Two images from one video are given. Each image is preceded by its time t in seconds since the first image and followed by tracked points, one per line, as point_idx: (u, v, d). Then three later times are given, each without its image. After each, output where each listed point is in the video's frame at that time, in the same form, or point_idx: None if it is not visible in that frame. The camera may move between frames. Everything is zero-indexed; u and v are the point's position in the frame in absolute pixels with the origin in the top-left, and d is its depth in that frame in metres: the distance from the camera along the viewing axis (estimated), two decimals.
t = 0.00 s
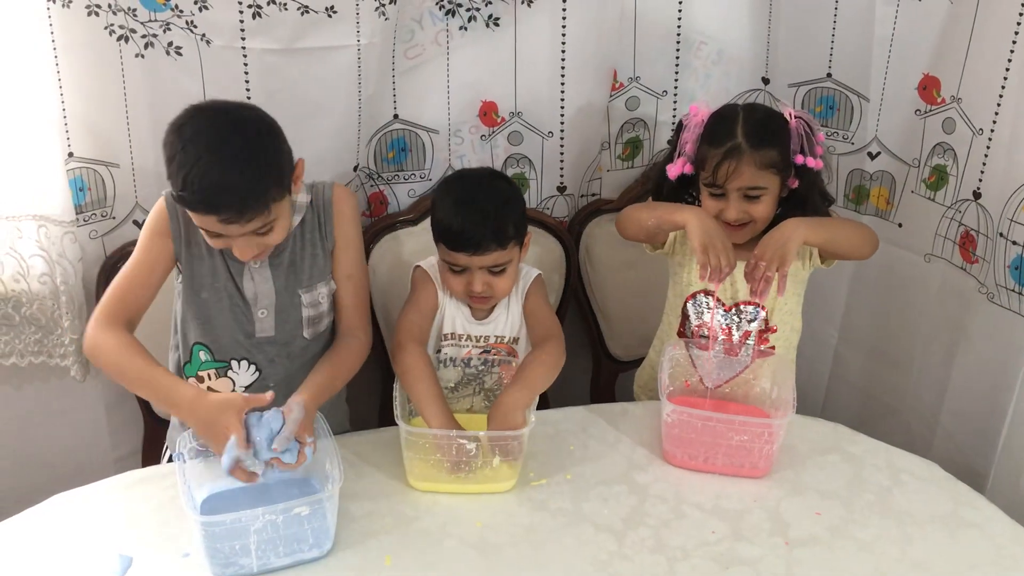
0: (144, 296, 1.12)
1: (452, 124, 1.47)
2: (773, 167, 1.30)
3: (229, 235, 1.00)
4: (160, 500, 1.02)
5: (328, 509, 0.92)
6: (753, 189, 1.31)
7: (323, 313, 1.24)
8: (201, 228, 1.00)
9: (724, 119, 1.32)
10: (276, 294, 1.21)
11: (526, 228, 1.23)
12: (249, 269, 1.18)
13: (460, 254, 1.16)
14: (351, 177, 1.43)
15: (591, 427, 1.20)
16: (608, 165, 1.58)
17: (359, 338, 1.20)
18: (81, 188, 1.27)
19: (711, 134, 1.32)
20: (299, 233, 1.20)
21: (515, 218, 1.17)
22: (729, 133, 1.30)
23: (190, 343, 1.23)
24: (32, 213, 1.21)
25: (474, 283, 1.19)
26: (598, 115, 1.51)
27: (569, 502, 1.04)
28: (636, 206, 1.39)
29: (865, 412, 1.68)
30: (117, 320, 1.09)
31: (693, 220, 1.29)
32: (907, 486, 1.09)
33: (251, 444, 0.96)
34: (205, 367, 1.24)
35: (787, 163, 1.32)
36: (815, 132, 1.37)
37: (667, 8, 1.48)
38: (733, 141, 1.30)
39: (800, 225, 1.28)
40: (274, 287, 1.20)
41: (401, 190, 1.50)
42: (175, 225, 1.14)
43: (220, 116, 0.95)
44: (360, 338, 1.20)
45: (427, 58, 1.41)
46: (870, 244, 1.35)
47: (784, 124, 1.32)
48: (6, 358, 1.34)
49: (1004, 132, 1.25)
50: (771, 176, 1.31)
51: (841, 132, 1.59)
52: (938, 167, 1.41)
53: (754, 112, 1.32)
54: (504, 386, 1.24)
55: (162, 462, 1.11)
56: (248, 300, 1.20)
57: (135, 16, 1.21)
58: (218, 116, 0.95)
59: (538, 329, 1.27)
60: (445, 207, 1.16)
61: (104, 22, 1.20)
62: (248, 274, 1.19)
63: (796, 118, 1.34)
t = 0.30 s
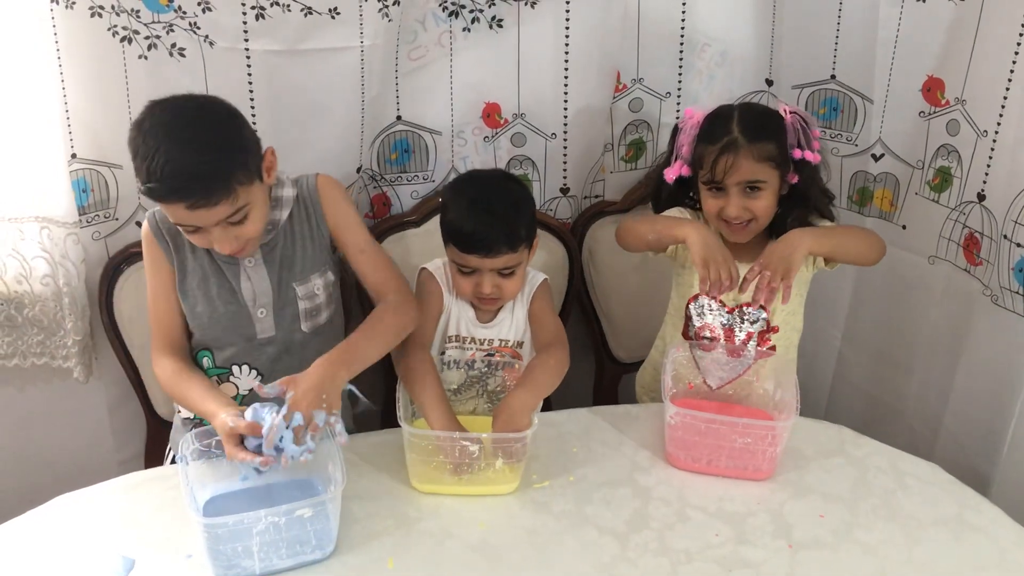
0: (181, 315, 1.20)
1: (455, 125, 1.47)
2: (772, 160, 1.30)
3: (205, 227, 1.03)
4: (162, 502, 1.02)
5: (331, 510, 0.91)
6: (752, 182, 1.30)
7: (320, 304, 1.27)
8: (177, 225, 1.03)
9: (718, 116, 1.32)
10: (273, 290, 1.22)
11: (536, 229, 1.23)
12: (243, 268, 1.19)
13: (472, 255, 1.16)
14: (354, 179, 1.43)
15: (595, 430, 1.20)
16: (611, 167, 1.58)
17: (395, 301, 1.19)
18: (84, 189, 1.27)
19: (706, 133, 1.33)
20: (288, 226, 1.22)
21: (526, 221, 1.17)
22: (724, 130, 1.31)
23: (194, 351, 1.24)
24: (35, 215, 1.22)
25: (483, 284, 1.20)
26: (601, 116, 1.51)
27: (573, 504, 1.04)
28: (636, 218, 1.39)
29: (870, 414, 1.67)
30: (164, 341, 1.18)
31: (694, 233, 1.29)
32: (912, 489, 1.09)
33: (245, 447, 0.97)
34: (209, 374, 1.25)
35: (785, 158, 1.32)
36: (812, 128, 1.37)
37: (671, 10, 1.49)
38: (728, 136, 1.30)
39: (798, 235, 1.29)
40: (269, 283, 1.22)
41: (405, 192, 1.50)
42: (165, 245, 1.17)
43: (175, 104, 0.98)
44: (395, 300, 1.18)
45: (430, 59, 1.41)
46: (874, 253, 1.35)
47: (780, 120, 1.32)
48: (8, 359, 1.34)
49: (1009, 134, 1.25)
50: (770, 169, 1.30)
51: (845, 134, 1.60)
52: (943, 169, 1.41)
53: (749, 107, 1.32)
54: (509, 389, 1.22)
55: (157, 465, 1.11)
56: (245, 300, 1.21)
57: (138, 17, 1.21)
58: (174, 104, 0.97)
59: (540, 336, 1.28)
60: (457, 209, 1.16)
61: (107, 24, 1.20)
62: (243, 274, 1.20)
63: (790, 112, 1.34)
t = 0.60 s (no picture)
0: (174, 314, 1.21)
1: (455, 129, 1.47)
2: (765, 153, 1.30)
3: (189, 218, 1.03)
4: (164, 507, 1.01)
5: (332, 515, 0.91)
6: (748, 176, 1.29)
7: (315, 305, 1.26)
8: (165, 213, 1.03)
9: (706, 118, 1.33)
10: (267, 289, 1.22)
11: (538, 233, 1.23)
12: (238, 266, 1.19)
13: (475, 259, 1.16)
14: (355, 183, 1.43)
15: (596, 433, 1.20)
16: (612, 170, 1.58)
17: (385, 317, 1.20)
18: (84, 194, 1.27)
19: (697, 134, 1.33)
20: (284, 225, 1.21)
21: (529, 225, 1.17)
22: (713, 129, 1.31)
23: (189, 352, 1.24)
24: (36, 221, 1.22)
25: (485, 288, 1.19)
26: (602, 119, 1.51)
27: (574, 508, 1.04)
28: (640, 229, 1.38)
29: (872, 417, 1.67)
30: (157, 339, 1.19)
31: (702, 254, 1.27)
32: (914, 493, 1.08)
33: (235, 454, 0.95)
34: (206, 375, 1.25)
35: (777, 149, 1.31)
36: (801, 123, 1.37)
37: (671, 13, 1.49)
38: (717, 133, 1.30)
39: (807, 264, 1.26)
40: (263, 283, 1.21)
41: (405, 196, 1.50)
42: (163, 244, 1.18)
43: (166, 94, 0.98)
44: (382, 317, 1.20)
45: (431, 63, 1.41)
46: (885, 284, 1.33)
47: (767, 115, 1.32)
48: (9, 365, 1.34)
49: (1010, 136, 1.25)
50: (764, 161, 1.30)
51: (845, 137, 1.60)
52: (944, 171, 1.41)
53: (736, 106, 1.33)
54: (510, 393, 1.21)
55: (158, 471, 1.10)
56: (239, 297, 1.21)
57: (138, 22, 1.21)
58: (165, 94, 0.98)
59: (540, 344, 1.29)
60: (460, 212, 1.16)
61: (107, 29, 1.20)
62: (237, 272, 1.20)
63: (778, 110, 1.35)
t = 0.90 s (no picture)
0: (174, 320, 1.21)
1: (457, 134, 1.47)
2: (757, 159, 1.30)
3: (178, 214, 1.03)
4: (168, 512, 1.01)
5: (335, 521, 0.91)
6: (743, 184, 1.29)
7: (321, 309, 1.26)
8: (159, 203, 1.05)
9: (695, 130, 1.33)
10: (271, 292, 1.22)
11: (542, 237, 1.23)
12: (243, 268, 1.19)
13: (480, 263, 1.16)
14: (357, 188, 1.43)
15: (598, 437, 1.20)
16: (613, 174, 1.59)
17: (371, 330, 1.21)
18: (86, 200, 1.27)
19: (687, 149, 1.33)
20: (289, 229, 1.21)
21: (534, 229, 1.18)
22: (703, 141, 1.31)
23: (195, 352, 1.25)
24: (38, 227, 1.22)
25: (489, 292, 1.19)
26: (603, 123, 1.51)
27: (577, 513, 1.03)
28: (633, 247, 1.38)
29: (875, 421, 1.66)
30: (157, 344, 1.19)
31: (693, 279, 1.29)
32: (916, 496, 1.08)
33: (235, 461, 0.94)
34: (210, 376, 1.25)
35: (769, 153, 1.31)
36: (790, 123, 1.37)
37: (672, 18, 1.51)
38: (707, 145, 1.30)
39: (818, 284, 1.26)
40: (266, 285, 1.21)
41: (407, 201, 1.50)
42: (168, 245, 1.19)
43: (173, 91, 0.99)
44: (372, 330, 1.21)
45: (432, 67, 1.41)
46: (887, 320, 1.32)
47: (755, 120, 1.32)
48: (11, 371, 1.34)
49: (1012, 139, 1.25)
50: (757, 168, 1.30)
51: (847, 140, 1.59)
52: (945, 174, 1.41)
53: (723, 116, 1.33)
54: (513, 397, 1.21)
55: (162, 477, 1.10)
56: (243, 301, 1.21)
57: (140, 28, 1.21)
58: (174, 91, 0.99)
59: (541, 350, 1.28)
60: (465, 216, 1.16)
61: (109, 35, 1.20)
62: (241, 274, 1.20)
63: (766, 113, 1.34)
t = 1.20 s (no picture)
0: (142, 318, 1.16)
1: (458, 136, 1.48)
2: (759, 163, 1.30)
3: (201, 221, 1.03)
4: (168, 515, 1.01)
5: (337, 523, 0.91)
6: (747, 190, 1.29)
7: (315, 311, 1.26)
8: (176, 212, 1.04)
9: (693, 138, 1.33)
10: (268, 292, 1.21)
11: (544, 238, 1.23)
12: (239, 270, 1.19)
13: (484, 263, 1.17)
14: (359, 190, 1.44)
15: (600, 439, 1.20)
16: (615, 176, 1.60)
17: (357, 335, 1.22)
18: (89, 204, 1.28)
19: (686, 158, 1.33)
20: (286, 231, 1.21)
21: (537, 230, 1.18)
22: (703, 149, 1.31)
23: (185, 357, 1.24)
24: (40, 230, 1.22)
25: (492, 292, 1.19)
26: (605, 124, 1.51)
27: (580, 515, 1.03)
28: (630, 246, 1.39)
29: (879, 423, 1.66)
30: (121, 341, 1.14)
31: (688, 267, 1.31)
32: (919, 497, 1.08)
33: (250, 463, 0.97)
34: (203, 379, 1.25)
35: (770, 156, 1.31)
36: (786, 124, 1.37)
37: (673, 20, 1.51)
38: (708, 152, 1.30)
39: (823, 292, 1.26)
40: (263, 286, 1.21)
41: (409, 203, 1.51)
42: (161, 243, 1.16)
43: (194, 97, 0.99)
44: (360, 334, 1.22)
45: (433, 70, 1.42)
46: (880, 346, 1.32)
47: (752, 123, 1.32)
48: (14, 374, 1.34)
49: (1014, 140, 1.24)
50: (760, 172, 1.30)
51: (849, 141, 1.59)
52: (947, 175, 1.40)
53: (719, 121, 1.32)
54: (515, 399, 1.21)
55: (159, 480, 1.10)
56: (238, 301, 1.21)
57: (141, 32, 1.21)
58: (196, 97, 0.99)
59: (543, 353, 1.27)
60: (469, 217, 1.16)
61: (110, 39, 1.20)
62: (237, 275, 1.19)
63: (762, 115, 1.34)
